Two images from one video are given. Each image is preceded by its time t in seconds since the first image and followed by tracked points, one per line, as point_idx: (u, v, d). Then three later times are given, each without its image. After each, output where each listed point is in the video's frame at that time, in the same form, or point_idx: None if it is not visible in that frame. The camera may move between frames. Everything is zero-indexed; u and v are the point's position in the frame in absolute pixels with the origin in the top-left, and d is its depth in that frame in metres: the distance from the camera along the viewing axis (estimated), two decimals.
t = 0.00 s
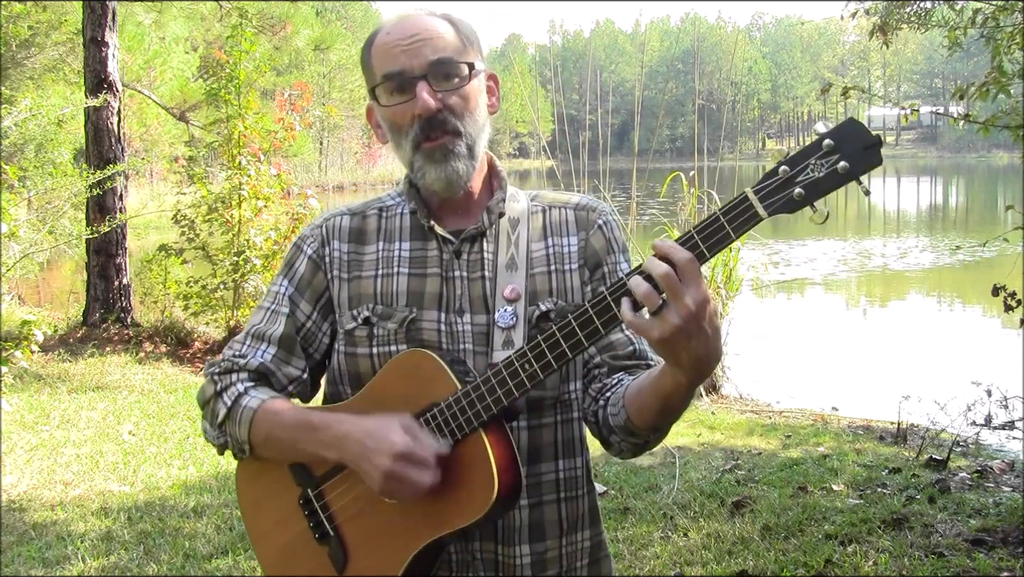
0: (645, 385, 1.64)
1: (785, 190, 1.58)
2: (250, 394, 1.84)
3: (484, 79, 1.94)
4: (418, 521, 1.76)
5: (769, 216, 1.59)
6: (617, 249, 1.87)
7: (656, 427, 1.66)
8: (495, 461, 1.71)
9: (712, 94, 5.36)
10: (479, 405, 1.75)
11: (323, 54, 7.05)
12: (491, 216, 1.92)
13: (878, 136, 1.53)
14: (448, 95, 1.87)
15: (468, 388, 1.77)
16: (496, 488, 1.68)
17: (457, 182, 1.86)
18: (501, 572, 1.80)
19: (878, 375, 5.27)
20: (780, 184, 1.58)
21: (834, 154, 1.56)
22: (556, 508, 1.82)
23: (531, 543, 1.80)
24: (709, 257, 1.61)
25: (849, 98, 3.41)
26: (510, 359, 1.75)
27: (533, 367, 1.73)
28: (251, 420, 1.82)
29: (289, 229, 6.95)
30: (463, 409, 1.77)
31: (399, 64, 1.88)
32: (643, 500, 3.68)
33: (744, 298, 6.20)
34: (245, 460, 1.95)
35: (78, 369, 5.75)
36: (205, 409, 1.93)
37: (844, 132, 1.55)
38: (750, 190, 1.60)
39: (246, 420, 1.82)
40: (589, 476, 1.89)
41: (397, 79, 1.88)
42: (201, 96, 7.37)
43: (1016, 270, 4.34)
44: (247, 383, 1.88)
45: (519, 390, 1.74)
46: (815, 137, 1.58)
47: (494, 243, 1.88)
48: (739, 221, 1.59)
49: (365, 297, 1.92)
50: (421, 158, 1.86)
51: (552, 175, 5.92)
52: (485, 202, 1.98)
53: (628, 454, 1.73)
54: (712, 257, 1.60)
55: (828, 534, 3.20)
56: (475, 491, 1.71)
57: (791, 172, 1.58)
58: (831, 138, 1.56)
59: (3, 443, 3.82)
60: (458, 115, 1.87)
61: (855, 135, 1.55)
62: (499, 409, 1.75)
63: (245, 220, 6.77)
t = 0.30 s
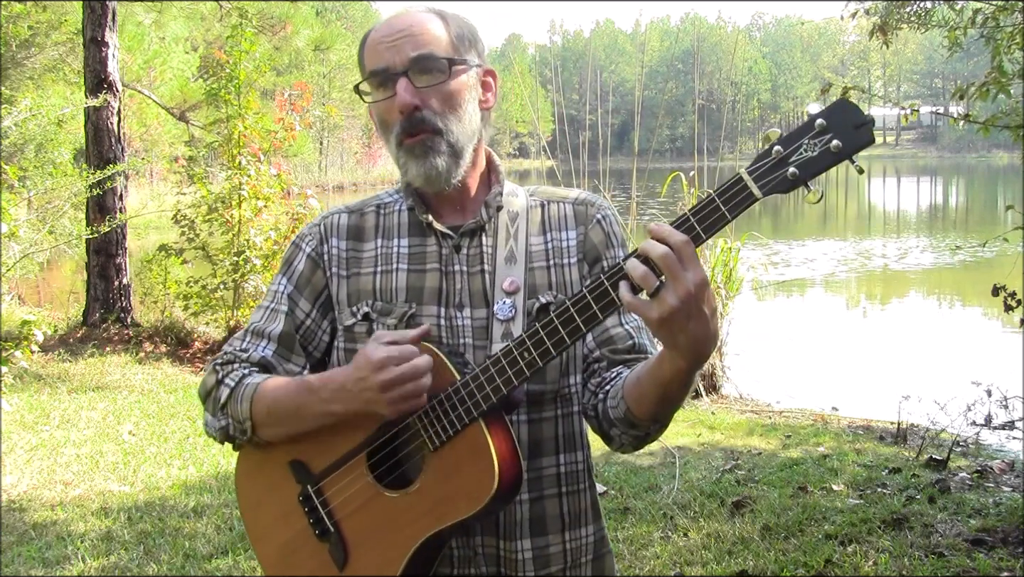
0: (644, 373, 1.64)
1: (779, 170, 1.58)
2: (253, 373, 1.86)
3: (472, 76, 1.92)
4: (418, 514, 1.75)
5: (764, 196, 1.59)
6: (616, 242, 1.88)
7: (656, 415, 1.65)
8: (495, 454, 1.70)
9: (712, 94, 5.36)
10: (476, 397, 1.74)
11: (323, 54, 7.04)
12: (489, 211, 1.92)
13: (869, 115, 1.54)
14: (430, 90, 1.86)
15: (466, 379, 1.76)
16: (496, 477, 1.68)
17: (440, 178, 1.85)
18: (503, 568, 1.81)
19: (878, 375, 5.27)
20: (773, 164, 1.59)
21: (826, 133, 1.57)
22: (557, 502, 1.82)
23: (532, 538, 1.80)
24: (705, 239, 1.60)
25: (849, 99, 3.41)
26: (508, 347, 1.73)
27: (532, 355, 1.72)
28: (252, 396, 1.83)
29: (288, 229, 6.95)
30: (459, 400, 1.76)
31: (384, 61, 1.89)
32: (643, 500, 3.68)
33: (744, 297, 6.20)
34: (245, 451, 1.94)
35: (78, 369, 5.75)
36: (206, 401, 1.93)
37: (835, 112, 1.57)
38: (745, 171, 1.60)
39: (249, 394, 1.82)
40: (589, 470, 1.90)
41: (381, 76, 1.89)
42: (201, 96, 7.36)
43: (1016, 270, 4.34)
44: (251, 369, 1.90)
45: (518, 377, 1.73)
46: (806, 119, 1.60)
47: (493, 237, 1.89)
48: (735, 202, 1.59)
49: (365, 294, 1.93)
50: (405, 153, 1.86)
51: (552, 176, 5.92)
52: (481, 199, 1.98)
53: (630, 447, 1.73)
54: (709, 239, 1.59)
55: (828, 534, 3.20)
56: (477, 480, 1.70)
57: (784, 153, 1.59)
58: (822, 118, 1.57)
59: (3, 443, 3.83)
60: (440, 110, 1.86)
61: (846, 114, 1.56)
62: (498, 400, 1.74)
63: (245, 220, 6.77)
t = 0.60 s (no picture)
0: (652, 370, 1.64)
1: (780, 167, 1.58)
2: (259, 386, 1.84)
3: (483, 77, 1.93)
4: (427, 516, 1.76)
5: (765, 194, 1.59)
6: (621, 246, 1.87)
7: (667, 411, 1.66)
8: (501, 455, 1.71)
9: (712, 94, 5.37)
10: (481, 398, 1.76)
11: (323, 54, 7.06)
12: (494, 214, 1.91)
13: (869, 109, 1.54)
14: (446, 90, 1.87)
15: (470, 380, 1.77)
16: (502, 477, 1.69)
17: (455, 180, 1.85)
18: (507, 570, 1.81)
19: (878, 375, 5.27)
20: (774, 161, 1.59)
21: (827, 129, 1.57)
22: (561, 504, 1.83)
23: (536, 541, 1.80)
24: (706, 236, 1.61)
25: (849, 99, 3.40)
26: (512, 348, 1.75)
27: (535, 356, 1.73)
28: (259, 410, 1.83)
29: (288, 229, 6.95)
30: (464, 402, 1.77)
31: (396, 61, 1.89)
32: (643, 500, 3.68)
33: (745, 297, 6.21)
34: (253, 456, 1.94)
35: (78, 369, 5.74)
36: (211, 408, 1.94)
37: (836, 107, 1.57)
38: (745, 169, 1.60)
39: (254, 410, 1.82)
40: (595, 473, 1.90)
41: (396, 77, 1.89)
42: (202, 97, 7.34)
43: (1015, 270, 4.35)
44: (255, 377, 1.88)
45: (522, 379, 1.74)
46: (807, 114, 1.59)
47: (498, 239, 1.88)
48: (736, 200, 1.59)
49: (372, 295, 1.92)
50: (421, 155, 1.85)
51: (552, 176, 5.92)
52: (487, 201, 1.97)
53: (638, 447, 1.74)
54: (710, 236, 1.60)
55: (828, 534, 3.20)
56: (483, 485, 1.71)
57: (785, 149, 1.59)
58: (823, 113, 1.56)
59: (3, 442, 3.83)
60: (457, 110, 1.87)
61: (846, 109, 1.55)
62: (502, 400, 1.75)
63: (245, 220, 6.76)
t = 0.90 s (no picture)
0: (659, 372, 1.63)
1: (795, 183, 1.56)
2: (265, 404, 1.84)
3: (470, 69, 1.92)
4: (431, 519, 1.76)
5: (779, 210, 1.57)
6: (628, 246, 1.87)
7: (670, 415, 1.65)
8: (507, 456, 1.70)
9: (712, 94, 5.37)
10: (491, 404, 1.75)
11: (323, 54, 7.06)
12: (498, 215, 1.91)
13: (886, 127, 1.52)
14: (430, 79, 1.87)
15: (481, 386, 1.77)
16: (509, 483, 1.67)
17: (461, 178, 1.85)
18: (513, 571, 1.80)
19: (879, 376, 5.27)
20: (789, 176, 1.57)
21: (843, 146, 1.55)
22: (568, 505, 1.82)
23: (543, 541, 1.79)
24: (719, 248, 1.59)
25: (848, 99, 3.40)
26: (522, 354, 1.73)
27: (545, 362, 1.71)
28: (266, 428, 1.83)
29: (289, 229, 6.95)
30: (474, 406, 1.76)
31: (379, 61, 1.92)
32: (643, 500, 3.68)
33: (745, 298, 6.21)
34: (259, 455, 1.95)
35: (78, 369, 5.75)
36: (218, 412, 1.95)
37: (853, 124, 1.55)
38: (761, 183, 1.58)
39: (261, 428, 1.83)
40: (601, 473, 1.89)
41: (382, 77, 1.92)
42: (202, 97, 7.33)
43: (1015, 270, 4.35)
44: (262, 390, 1.88)
45: (532, 384, 1.73)
46: (823, 132, 1.58)
47: (506, 242, 1.88)
48: (751, 214, 1.57)
49: (381, 298, 1.92)
50: (422, 154, 1.85)
51: (552, 176, 5.92)
52: (492, 202, 1.97)
53: (644, 448, 1.73)
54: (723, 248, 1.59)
55: (828, 534, 3.20)
56: (492, 486, 1.70)
57: (801, 165, 1.56)
58: (840, 131, 1.55)
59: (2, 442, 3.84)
60: (446, 97, 1.86)
61: (863, 127, 1.54)
62: (512, 406, 1.74)
63: (245, 220, 6.76)
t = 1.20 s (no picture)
0: (653, 359, 1.63)
1: (791, 162, 1.56)
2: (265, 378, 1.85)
3: (475, 68, 1.94)
4: (435, 510, 1.75)
5: (777, 188, 1.57)
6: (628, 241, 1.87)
7: (665, 403, 1.65)
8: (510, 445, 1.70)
9: (712, 94, 5.37)
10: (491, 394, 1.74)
11: (323, 53, 7.04)
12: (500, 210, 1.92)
13: (880, 104, 1.53)
14: (438, 80, 1.88)
15: (482, 374, 1.76)
16: (513, 472, 1.67)
17: (463, 171, 1.84)
18: (519, 567, 1.79)
19: (879, 376, 5.27)
20: (786, 155, 1.56)
21: (838, 124, 1.55)
22: (572, 499, 1.81)
23: (548, 536, 1.79)
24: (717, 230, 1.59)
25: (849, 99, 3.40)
26: (524, 343, 1.73)
27: (547, 350, 1.72)
28: (267, 402, 1.82)
29: (288, 229, 6.94)
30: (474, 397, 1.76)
31: (387, 59, 1.92)
32: (643, 500, 3.68)
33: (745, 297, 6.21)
34: (263, 453, 1.95)
35: (78, 369, 5.75)
36: (223, 402, 1.94)
37: (848, 102, 1.55)
38: (757, 163, 1.58)
39: (262, 401, 1.82)
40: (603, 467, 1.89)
41: (388, 76, 1.92)
42: (202, 96, 7.32)
43: (1015, 270, 4.35)
44: (265, 371, 1.89)
45: (534, 373, 1.73)
46: (817, 110, 1.57)
47: (506, 237, 1.88)
48: (749, 194, 1.57)
49: (381, 294, 1.92)
50: (424, 149, 1.85)
51: (551, 176, 5.92)
52: (493, 198, 1.97)
53: (641, 441, 1.73)
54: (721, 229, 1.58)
55: (828, 534, 3.20)
56: (498, 474, 1.69)
57: (796, 144, 1.56)
58: (834, 109, 1.55)
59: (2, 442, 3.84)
60: (455, 99, 1.87)
61: (857, 105, 1.54)
62: (513, 396, 1.73)
63: (245, 220, 6.76)
